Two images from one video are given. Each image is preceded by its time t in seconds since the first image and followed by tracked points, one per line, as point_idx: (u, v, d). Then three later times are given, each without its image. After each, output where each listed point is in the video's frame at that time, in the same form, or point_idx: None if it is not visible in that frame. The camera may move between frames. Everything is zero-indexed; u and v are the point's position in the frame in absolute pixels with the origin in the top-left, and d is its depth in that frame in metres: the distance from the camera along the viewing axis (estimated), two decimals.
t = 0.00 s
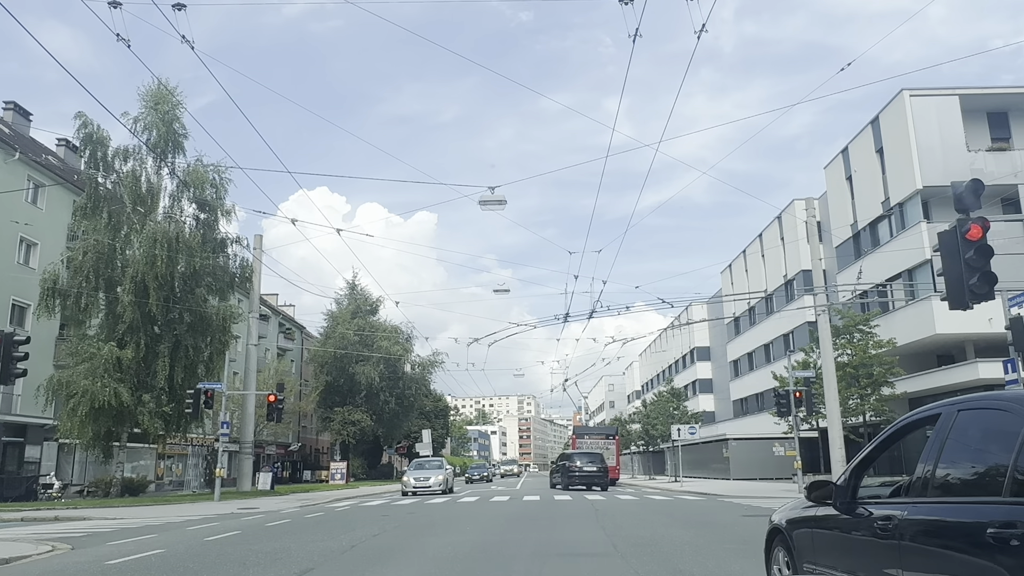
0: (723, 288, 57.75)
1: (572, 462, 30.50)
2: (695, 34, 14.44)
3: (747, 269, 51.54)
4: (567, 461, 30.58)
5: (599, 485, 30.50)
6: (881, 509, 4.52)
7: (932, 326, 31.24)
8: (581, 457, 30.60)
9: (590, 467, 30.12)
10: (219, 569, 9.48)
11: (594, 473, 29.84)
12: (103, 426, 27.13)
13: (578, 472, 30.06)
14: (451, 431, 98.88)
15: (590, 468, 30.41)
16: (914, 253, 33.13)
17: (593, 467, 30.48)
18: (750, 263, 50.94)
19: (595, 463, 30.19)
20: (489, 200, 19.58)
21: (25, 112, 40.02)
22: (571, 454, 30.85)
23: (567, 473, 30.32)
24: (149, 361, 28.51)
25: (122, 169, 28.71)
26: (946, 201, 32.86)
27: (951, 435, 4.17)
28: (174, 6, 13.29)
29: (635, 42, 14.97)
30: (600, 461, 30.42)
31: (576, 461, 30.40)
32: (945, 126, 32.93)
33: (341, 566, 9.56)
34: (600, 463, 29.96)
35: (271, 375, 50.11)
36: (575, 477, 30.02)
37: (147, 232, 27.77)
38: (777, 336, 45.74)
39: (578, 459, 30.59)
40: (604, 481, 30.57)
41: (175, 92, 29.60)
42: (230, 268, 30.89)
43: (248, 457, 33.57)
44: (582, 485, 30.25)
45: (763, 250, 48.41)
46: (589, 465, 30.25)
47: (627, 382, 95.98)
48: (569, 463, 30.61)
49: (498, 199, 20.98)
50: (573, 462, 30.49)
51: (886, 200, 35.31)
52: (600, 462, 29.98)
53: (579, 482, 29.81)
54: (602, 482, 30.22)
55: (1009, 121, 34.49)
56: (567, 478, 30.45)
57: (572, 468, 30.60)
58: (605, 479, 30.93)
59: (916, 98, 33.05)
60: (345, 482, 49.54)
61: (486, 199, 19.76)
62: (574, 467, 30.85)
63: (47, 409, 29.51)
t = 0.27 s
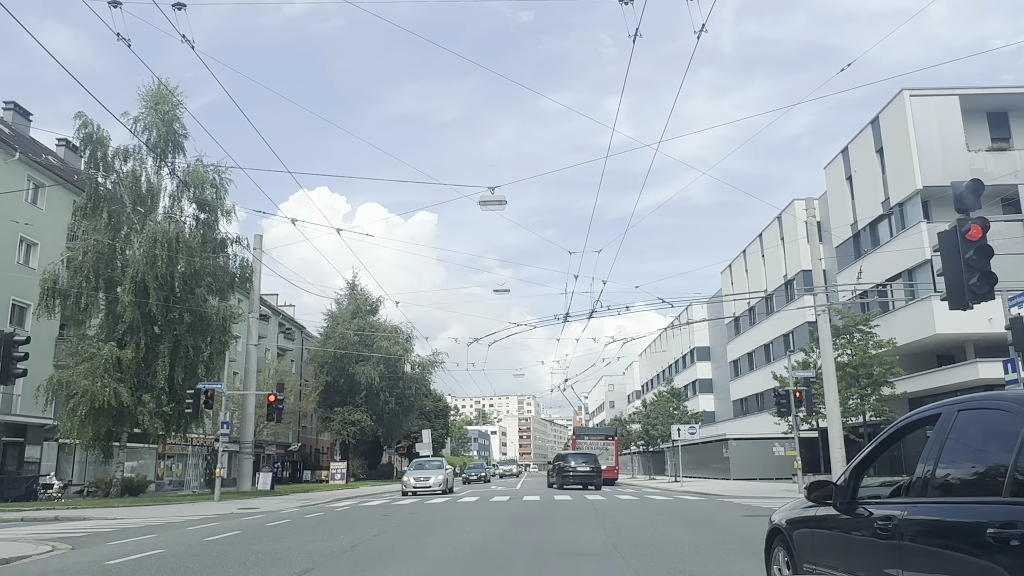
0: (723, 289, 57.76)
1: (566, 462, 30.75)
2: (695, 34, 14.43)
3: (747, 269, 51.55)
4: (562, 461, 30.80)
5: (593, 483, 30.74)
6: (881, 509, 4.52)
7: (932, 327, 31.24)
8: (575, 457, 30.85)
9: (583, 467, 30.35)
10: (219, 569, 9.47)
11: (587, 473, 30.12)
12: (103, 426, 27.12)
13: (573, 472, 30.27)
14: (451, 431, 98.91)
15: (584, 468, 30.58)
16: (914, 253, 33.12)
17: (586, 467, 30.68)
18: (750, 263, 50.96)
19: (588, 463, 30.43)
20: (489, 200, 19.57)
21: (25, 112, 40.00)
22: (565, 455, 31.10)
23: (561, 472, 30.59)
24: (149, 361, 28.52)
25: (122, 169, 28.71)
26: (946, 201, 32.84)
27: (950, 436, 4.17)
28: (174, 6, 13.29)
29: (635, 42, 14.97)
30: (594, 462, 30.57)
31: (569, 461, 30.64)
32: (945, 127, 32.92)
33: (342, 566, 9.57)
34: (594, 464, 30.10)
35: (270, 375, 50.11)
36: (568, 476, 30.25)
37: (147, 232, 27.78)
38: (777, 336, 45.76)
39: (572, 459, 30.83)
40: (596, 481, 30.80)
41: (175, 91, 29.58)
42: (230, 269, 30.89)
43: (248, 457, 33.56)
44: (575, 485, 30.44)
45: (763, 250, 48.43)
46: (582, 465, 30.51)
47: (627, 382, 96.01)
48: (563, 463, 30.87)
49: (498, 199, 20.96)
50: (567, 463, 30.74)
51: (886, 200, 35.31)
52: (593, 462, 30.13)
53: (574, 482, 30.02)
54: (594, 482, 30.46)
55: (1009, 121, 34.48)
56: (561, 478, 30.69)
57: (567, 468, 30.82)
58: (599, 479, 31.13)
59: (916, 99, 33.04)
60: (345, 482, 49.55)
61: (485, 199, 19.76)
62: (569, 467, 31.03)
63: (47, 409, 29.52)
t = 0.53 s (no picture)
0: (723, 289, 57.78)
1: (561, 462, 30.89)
2: (695, 34, 14.44)
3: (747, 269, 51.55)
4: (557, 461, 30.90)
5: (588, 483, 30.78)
6: (881, 509, 4.52)
7: (932, 327, 31.23)
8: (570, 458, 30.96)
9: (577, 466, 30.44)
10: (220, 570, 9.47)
11: (581, 473, 30.16)
12: (103, 426, 27.12)
13: (568, 472, 30.29)
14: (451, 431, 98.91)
15: (578, 468, 30.63)
16: (914, 253, 33.12)
17: (581, 467, 30.75)
18: (750, 263, 50.96)
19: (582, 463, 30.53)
20: (489, 200, 19.58)
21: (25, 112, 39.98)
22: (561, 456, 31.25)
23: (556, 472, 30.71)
24: (149, 361, 28.52)
25: (122, 169, 28.71)
26: (946, 201, 32.83)
27: (951, 435, 4.17)
28: (174, 6, 13.29)
29: (635, 41, 14.97)
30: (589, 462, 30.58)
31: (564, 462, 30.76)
32: (945, 127, 32.91)
33: (342, 566, 9.58)
34: (588, 464, 30.12)
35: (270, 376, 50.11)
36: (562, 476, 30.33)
37: (147, 233, 27.78)
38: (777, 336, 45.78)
39: (568, 459, 30.97)
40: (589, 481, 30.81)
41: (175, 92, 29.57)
42: (230, 269, 30.89)
43: (248, 457, 33.56)
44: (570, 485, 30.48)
45: (763, 250, 48.43)
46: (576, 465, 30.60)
47: (627, 382, 96.00)
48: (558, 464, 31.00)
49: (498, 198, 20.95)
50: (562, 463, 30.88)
51: (886, 200, 35.30)
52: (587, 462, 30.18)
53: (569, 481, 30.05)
54: (588, 481, 30.49)
55: (1009, 121, 34.47)
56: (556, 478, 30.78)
57: (562, 468, 30.92)
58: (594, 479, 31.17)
59: (916, 99, 33.04)
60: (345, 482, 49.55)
61: (486, 199, 19.76)
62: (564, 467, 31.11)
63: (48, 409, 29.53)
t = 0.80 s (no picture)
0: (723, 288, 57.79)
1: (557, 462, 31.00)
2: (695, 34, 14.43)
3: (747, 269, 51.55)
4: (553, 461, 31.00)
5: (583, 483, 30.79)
6: (881, 509, 4.53)
7: (932, 327, 31.24)
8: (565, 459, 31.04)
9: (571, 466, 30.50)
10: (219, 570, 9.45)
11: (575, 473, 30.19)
12: (104, 426, 27.12)
13: (564, 472, 30.31)
14: (451, 431, 98.90)
15: (573, 468, 30.67)
16: (914, 253, 33.12)
17: (576, 467, 30.79)
18: (750, 263, 50.96)
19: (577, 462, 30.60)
20: (489, 200, 19.57)
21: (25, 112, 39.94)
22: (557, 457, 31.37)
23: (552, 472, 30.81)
24: (149, 361, 28.53)
25: (122, 169, 28.70)
26: (946, 201, 32.82)
27: (951, 436, 4.17)
28: (174, 6, 13.30)
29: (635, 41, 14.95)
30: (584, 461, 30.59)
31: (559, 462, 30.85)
32: (945, 127, 32.91)
33: (342, 566, 9.59)
34: (583, 464, 30.14)
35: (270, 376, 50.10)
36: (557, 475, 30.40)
37: (147, 233, 27.77)
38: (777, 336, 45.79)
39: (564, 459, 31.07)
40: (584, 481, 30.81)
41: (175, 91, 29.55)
42: (230, 269, 30.88)
43: (247, 457, 33.56)
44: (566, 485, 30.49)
45: (763, 250, 48.44)
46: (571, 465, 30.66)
47: (627, 382, 96.02)
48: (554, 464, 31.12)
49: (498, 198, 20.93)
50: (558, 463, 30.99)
51: (886, 200, 35.31)
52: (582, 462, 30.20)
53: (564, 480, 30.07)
54: (583, 481, 30.50)
55: (1009, 121, 34.44)
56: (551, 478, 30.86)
57: (558, 468, 31.00)
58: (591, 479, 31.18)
59: (916, 99, 33.04)
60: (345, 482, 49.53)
61: (486, 199, 19.75)
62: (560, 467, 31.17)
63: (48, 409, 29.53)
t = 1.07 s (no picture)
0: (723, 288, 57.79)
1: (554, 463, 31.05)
2: (695, 34, 14.43)
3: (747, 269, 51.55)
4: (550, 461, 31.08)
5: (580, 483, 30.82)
6: (881, 509, 4.52)
7: (932, 326, 31.25)
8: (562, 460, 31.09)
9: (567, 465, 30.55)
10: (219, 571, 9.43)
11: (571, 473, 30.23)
12: (104, 426, 27.11)
13: (560, 471, 30.33)
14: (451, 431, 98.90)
15: (570, 469, 30.72)
16: (914, 253, 33.12)
17: (572, 468, 30.84)
18: (750, 263, 50.95)
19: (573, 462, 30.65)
20: (489, 200, 19.56)
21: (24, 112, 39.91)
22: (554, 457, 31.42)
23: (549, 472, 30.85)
24: (149, 361, 28.53)
25: (122, 169, 28.70)
26: (946, 201, 32.82)
27: (950, 436, 4.18)
28: (174, 6, 13.31)
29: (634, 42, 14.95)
30: (580, 461, 30.62)
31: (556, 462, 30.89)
32: (945, 127, 32.90)
33: (341, 566, 9.58)
34: (579, 464, 30.18)
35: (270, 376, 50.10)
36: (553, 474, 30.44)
37: (147, 233, 27.77)
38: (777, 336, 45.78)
39: (561, 459, 31.11)
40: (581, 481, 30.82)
41: (175, 91, 29.54)
42: (230, 269, 30.88)
43: (247, 457, 33.57)
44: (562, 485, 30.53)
45: (763, 250, 48.44)
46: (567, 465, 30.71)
47: (627, 382, 96.04)
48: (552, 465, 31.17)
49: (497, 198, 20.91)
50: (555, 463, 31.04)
51: (886, 200, 35.31)
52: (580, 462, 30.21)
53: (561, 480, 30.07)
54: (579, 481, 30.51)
55: (1009, 121, 34.44)
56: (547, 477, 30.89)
57: (555, 468, 31.06)
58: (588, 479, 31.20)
59: (916, 99, 33.04)
60: (345, 482, 49.51)
61: (485, 199, 19.74)
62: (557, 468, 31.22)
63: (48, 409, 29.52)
